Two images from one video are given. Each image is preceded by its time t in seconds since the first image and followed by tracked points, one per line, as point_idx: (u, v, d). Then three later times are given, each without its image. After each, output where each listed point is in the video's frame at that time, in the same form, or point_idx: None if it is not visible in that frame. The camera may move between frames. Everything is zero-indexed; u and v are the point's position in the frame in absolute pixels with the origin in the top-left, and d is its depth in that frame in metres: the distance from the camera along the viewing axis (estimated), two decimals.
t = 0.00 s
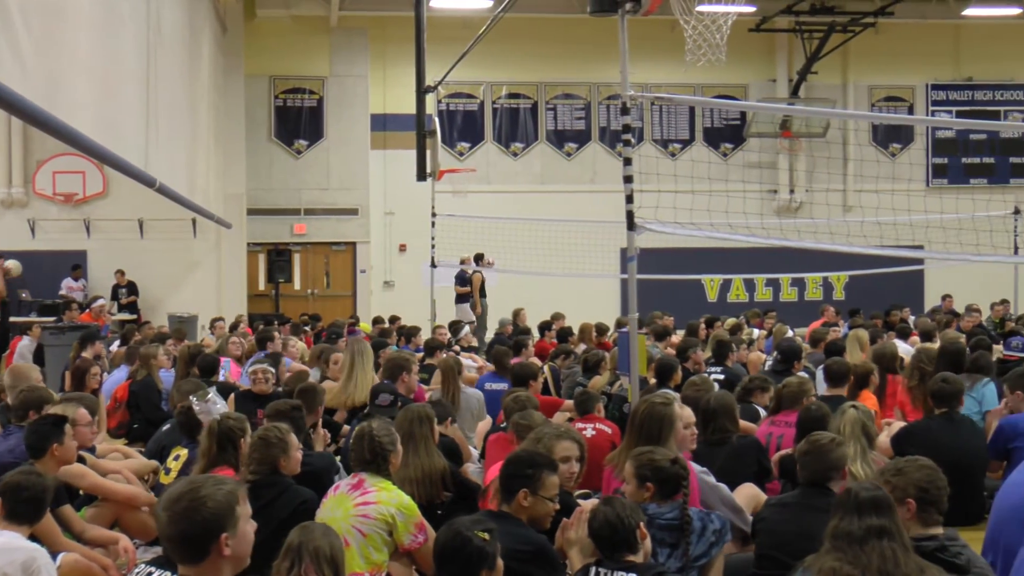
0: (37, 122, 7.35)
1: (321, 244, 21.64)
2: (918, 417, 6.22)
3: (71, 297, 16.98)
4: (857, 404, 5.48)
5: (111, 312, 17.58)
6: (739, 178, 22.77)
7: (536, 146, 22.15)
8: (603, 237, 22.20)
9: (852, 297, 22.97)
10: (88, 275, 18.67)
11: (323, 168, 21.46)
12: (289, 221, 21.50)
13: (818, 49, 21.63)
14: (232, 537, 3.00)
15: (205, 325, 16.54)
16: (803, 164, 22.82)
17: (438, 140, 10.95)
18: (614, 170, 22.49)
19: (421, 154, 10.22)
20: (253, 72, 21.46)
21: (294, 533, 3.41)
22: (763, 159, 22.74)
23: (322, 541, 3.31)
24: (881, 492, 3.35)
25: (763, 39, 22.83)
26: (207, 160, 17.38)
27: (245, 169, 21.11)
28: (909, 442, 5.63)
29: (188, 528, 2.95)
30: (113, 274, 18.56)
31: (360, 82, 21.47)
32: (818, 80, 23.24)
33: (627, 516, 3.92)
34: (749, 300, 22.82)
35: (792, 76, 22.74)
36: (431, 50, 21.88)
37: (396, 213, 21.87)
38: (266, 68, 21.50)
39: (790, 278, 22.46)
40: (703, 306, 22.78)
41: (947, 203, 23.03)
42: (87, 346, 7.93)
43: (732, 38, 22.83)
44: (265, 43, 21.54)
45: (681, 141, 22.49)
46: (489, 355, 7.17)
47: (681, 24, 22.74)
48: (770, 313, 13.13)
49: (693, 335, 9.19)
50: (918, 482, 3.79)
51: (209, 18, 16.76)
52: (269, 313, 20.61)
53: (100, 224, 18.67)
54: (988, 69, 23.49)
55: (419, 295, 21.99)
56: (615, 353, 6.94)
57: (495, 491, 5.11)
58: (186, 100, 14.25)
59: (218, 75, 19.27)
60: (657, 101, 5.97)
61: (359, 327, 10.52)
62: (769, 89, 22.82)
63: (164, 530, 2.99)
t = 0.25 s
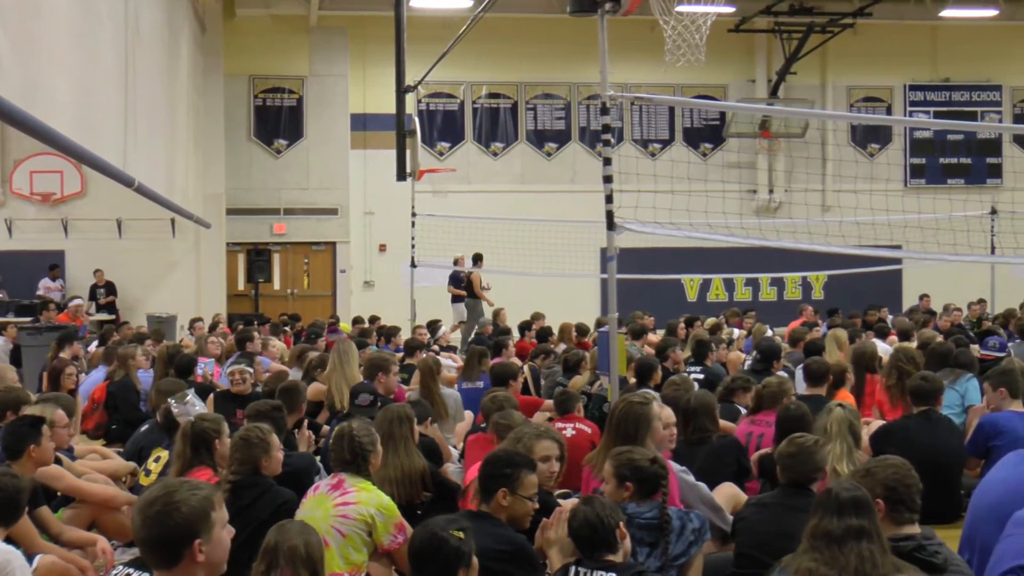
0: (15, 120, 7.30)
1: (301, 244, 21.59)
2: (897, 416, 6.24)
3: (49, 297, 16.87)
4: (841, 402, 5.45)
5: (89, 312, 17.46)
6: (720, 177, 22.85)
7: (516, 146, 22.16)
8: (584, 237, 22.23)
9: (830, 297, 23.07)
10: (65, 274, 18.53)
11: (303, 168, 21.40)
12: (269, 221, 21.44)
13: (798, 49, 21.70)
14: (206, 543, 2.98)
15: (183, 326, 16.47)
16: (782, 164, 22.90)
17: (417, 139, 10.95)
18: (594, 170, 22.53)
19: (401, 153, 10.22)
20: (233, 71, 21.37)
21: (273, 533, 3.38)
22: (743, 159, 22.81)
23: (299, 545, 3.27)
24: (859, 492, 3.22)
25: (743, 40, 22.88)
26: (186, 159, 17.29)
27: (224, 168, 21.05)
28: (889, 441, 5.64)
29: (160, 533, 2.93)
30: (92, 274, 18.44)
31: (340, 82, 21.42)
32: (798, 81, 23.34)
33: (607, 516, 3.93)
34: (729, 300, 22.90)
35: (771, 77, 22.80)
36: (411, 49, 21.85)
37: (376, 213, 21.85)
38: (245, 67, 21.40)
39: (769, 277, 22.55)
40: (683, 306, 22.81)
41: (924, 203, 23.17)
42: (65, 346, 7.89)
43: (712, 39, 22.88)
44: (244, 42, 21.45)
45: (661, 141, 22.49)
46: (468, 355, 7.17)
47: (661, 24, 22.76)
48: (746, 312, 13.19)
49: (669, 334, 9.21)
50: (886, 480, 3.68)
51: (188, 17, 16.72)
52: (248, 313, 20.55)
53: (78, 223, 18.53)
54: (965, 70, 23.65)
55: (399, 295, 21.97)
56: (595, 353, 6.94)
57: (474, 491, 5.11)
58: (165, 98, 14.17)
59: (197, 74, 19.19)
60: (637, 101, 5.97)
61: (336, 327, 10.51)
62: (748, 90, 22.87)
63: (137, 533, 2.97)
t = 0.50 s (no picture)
0: None
1: (281, 244, 21.53)
2: (876, 415, 6.27)
3: (28, 297, 16.80)
4: (829, 403, 5.39)
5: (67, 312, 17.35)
6: (700, 177, 22.84)
7: (497, 146, 22.16)
8: (564, 237, 22.24)
9: (811, 297, 23.14)
10: (44, 274, 18.40)
11: (283, 168, 21.34)
12: (250, 221, 21.38)
13: (778, 49, 21.76)
14: (190, 551, 2.98)
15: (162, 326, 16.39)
16: (763, 164, 22.97)
17: (397, 139, 10.95)
18: (575, 170, 22.56)
19: (382, 153, 10.22)
20: (213, 71, 21.31)
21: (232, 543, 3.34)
22: (723, 159, 22.88)
23: (262, 551, 3.28)
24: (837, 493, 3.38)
25: (724, 41, 22.95)
26: (166, 158, 17.23)
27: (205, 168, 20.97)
28: (869, 441, 5.68)
29: (144, 538, 2.94)
30: (71, 274, 18.31)
31: (321, 82, 21.38)
32: (778, 81, 23.40)
33: (588, 515, 3.92)
34: (710, 299, 22.95)
35: (752, 77, 22.88)
36: (392, 48, 21.83)
37: (357, 212, 21.77)
38: (226, 66, 21.33)
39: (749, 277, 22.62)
40: (664, 307, 22.82)
41: (904, 203, 23.26)
42: (44, 347, 7.86)
43: (693, 39, 22.93)
44: (224, 41, 21.38)
45: (642, 141, 22.48)
46: (449, 355, 7.17)
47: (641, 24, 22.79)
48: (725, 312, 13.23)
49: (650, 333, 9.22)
50: (869, 481, 3.73)
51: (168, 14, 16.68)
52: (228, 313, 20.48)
53: (58, 224, 18.39)
54: (944, 71, 23.78)
55: (380, 296, 21.94)
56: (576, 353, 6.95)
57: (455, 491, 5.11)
58: (143, 97, 14.10)
59: (177, 73, 19.13)
60: (617, 101, 5.98)
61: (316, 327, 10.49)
62: (729, 90, 22.95)
63: (121, 537, 2.98)
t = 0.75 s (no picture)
0: None
1: (262, 244, 21.47)
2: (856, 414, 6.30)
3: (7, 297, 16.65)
4: (812, 402, 5.34)
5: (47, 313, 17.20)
6: (681, 178, 22.92)
7: (478, 146, 22.15)
8: (546, 238, 22.26)
9: (792, 297, 23.20)
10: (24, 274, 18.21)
11: (264, 168, 21.27)
12: (231, 221, 21.30)
13: (759, 50, 21.79)
14: (180, 562, 2.95)
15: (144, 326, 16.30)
16: (744, 164, 23.03)
17: (379, 138, 10.96)
18: (557, 170, 22.59)
19: (363, 153, 10.21)
20: (194, 70, 21.22)
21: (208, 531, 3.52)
22: (704, 159, 22.95)
23: (231, 554, 3.43)
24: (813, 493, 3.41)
25: (704, 41, 23.00)
26: (146, 157, 17.15)
27: (186, 168, 20.90)
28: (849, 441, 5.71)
29: (134, 548, 2.90)
30: (51, 273, 18.13)
31: (302, 82, 21.35)
32: (759, 81, 23.45)
33: (570, 515, 3.92)
34: (691, 299, 23.00)
35: (733, 77, 22.93)
36: (373, 48, 21.80)
37: (338, 212, 21.75)
38: (207, 66, 21.25)
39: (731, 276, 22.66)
40: (646, 306, 22.85)
41: (884, 203, 23.37)
42: (22, 348, 7.81)
43: (674, 39, 22.95)
44: (204, 40, 21.28)
45: (623, 141, 22.45)
46: (431, 355, 7.16)
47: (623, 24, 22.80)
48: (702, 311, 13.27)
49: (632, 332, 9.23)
50: (865, 480, 3.74)
51: (148, 13, 16.63)
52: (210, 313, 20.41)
53: (37, 223, 18.15)
54: (924, 72, 23.91)
55: (362, 296, 21.93)
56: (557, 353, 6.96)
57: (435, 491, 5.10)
58: (121, 95, 14.00)
59: (157, 72, 19.05)
60: (598, 101, 5.99)
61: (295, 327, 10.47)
62: (710, 90, 23.01)
63: (112, 545, 2.94)
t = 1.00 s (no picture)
0: None
1: (248, 244, 21.42)
2: (842, 413, 6.33)
3: None
4: (790, 402, 5.39)
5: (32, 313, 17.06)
6: (667, 177, 22.96)
7: (464, 146, 22.14)
8: (532, 237, 22.26)
9: (778, 296, 23.25)
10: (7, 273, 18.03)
11: (250, 168, 21.21)
12: (217, 220, 21.25)
13: (745, 50, 21.82)
14: (175, 568, 2.96)
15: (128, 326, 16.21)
16: (730, 164, 23.08)
17: (366, 138, 10.95)
18: (543, 170, 22.60)
19: (350, 154, 10.20)
20: (179, 70, 21.15)
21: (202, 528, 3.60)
22: (689, 159, 22.99)
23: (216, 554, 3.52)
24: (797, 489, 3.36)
25: (690, 41, 23.04)
26: (132, 157, 17.07)
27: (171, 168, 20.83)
28: (834, 440, 5.75)
29: (129, 551, 2.91)
30: (35, 274, 17.95)
31: (288, 82, 21.30)
32: (745, 81, 23.49)
33: (557, 514, 3.92)
34: (677, 299, 23.05)
35: (719, 77, 22.97)
36: (360, 47, 21.77)
37: (324, 212, 21.77)
38: (192, 65, 21.18)
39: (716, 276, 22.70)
40: (632, 306, 22.88)
41: (870, 203, 23.45)
42: (7, 348, 7.80)
43: (660, 39, 22.97)
44: (189, 40, 21.21)
45: (609, 141, 22.47)
46: (417, 355, 7.17)
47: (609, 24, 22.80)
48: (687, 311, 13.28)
49: (620, 332, 9.25)
50: (853, 485, 3.76)
51: (134, 12, 16.58)
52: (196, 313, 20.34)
53: (21, 224, 17.89)
54: (909, 72, 24.01)
55: (348, 296, 21.91)
56: (544, 352, 6.97)
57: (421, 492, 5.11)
58: (107, 96, 13.94)
59: (142, 72, 18.98)
60: (585, 101, 6.00)
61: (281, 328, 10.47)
62: (696, 90, 23.06)
63: (107, 547, 2.95)
